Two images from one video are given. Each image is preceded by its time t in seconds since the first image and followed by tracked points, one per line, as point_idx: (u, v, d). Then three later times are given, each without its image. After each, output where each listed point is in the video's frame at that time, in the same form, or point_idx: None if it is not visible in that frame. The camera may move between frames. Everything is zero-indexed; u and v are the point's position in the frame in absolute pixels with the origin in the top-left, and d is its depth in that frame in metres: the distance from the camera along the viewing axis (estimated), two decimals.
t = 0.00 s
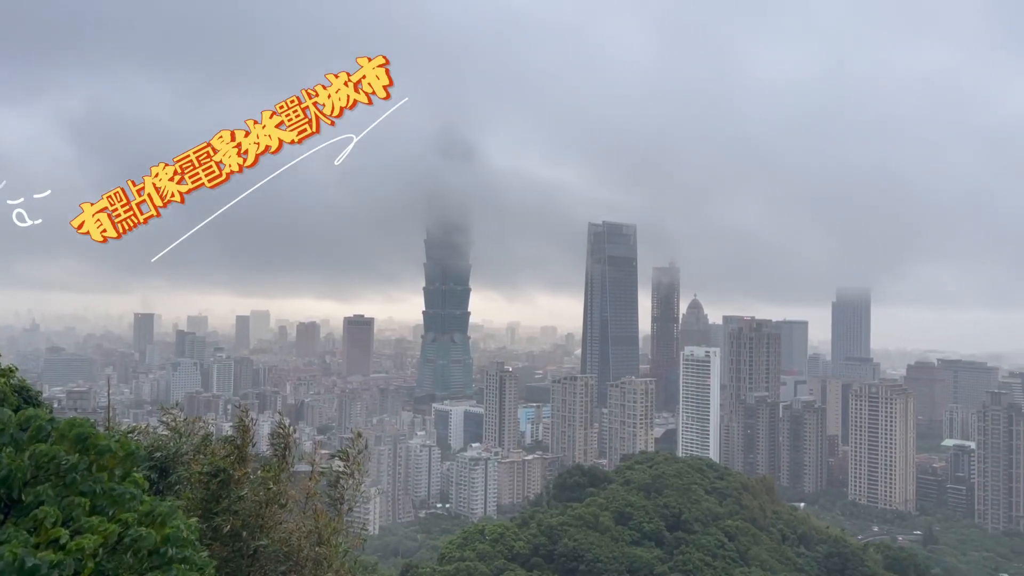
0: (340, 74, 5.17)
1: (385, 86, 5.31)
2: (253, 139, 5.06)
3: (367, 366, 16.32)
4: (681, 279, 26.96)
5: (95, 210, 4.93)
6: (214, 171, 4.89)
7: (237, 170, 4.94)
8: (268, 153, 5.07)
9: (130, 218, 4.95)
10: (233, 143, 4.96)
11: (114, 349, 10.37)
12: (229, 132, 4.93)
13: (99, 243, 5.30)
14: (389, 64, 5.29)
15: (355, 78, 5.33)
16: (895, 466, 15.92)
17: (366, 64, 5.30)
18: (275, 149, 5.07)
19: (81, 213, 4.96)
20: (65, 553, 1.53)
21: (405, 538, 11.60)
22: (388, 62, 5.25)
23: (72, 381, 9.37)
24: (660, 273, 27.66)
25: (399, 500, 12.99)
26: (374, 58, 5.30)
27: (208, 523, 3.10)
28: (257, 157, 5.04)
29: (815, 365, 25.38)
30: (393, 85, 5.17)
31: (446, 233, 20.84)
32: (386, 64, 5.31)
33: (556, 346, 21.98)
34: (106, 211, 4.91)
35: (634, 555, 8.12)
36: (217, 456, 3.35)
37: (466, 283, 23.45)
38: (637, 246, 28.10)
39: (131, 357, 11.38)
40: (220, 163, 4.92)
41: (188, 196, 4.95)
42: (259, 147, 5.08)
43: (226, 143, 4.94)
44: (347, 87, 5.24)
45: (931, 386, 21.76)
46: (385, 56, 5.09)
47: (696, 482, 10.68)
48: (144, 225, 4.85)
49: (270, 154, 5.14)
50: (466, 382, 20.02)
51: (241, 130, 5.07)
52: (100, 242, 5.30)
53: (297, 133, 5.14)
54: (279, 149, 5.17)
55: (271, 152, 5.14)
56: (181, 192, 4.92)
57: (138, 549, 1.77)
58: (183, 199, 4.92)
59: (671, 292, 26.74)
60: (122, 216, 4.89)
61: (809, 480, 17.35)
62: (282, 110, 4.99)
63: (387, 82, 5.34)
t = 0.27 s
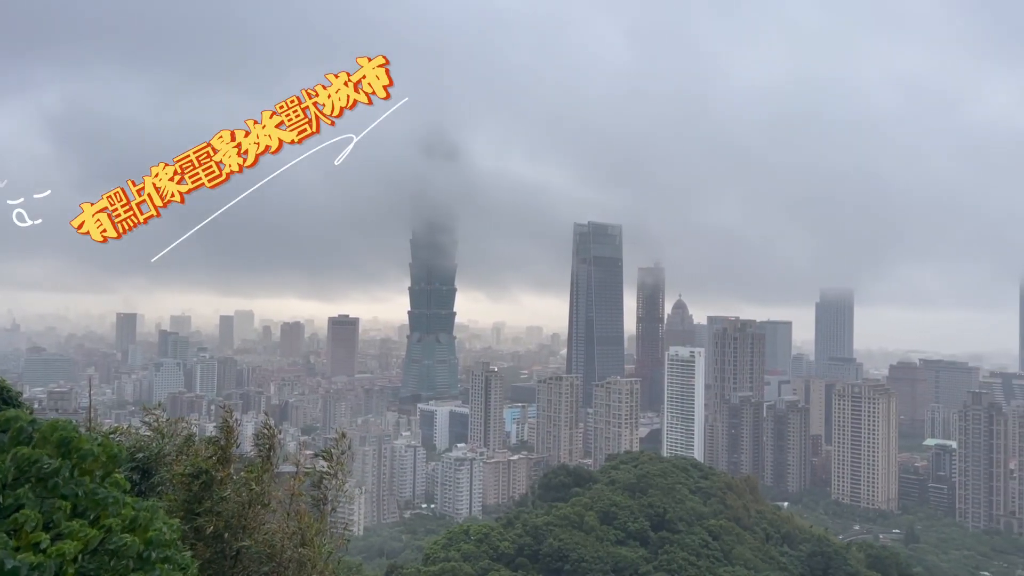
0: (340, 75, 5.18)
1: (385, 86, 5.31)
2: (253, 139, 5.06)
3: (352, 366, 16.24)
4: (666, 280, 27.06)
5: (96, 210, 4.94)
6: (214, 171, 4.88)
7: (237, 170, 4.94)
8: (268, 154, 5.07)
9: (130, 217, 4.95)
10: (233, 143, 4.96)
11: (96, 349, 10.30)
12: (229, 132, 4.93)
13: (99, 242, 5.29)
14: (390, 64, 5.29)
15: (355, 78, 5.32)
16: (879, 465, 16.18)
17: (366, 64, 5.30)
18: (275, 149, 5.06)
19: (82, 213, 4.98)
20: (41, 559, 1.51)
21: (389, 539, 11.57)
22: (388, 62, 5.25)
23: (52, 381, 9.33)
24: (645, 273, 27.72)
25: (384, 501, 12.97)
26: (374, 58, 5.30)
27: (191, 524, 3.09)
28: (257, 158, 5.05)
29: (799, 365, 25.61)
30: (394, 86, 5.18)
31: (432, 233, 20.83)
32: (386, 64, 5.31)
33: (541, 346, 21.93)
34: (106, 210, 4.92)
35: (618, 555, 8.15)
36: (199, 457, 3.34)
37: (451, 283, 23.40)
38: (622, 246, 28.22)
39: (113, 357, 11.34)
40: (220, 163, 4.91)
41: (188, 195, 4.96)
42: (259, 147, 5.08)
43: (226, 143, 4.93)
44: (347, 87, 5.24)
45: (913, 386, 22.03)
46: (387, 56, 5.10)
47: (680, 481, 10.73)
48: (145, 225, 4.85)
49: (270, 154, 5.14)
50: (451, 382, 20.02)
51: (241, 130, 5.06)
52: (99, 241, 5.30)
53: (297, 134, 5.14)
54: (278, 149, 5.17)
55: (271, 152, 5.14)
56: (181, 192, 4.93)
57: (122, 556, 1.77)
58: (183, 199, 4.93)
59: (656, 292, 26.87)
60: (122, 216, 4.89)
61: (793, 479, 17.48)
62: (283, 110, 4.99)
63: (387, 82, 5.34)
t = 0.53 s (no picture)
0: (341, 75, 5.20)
1: (385, 86, 5.34)
2: (254, 139, 5.07)
3: (335, 367, 16.14)
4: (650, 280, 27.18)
5: (96, 210, 4.96)
6: (214, 172, 4.89)
7: (237, 170, 4.96)
8: (268, 154, 5.09)
9: (130, 217, 4.95)
10: (233, 143, 4.97)
11: (77, 349, 10.24)
12: (229, 132, 4.94)
13: (97, 242, 5.29)
14: (390, 64, 5.32)
15: (355, 78, 5.34)
16: (861, 464, 16.35)
17: (366, 64, 5.32)
18: (275, 149, 5.08)
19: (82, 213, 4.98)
20: (20, 562, 1.50)
21: (373, 540, 11.54)
22: (388, 63, 5.28)
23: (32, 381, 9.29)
24: (629, 274, 27.80)
25: (368, 502, 12.93)
26: (374, 58, 5.32)
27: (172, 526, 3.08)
28: (257, 158, 5.07)
29: (781, 365, 25.84)
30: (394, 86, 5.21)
31: (416, 233, 20.82)
32: (386, 64, 5.33)
33: (525, 346, 21.91)
34: (106, 210, 4.92)
35: (602, 554, 8.18)
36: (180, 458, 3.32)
37: (436, 283, 23.32)
38: (606, 246, 28.32)
39: (94, 357, 11.28)
40: (220, 163, 4.92)
41: (188, 196, 4.99)
42: (259, 147, 5.09)
43: (226, 143, 4.94)
44: (347, 87, 5.27)
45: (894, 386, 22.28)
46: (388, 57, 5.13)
47: (664, 481, 10.79)
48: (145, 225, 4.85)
49: (270, 154, 5.15)
50: (436, 382, 20.02)
51: (241, 130, 5.07)
52: (97, 241, 5.29)
53: (296, 133, 5.15)
54: (278, 149, 5.19)
55: (271, 152, 5.15)
56: (180, 192, 4.95)
57: (102, 561, 1.76)
58: (183, 200, 4.96)
59: (640, 292, 27.00)
60: (121, 216, 4.89)
61: (775, 479, 17.61)
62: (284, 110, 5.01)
63: (387, 82, 5.36)
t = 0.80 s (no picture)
0: (340, 76, 5.31)
1: (384, 86, 5.45)
2: (254, 139, 5.21)
3: (318, 367, 16.10)
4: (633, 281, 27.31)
5: (97, 211, 5.06)
6: (214, 171, 5.04)
7: (236, 170, 5.11)
8: (268, 153, 5.25)
9: (130, 217, 5.04)
10: (233, 144, 5.10)
11: (56, 349, 10.17)
12: (229, 132, 5.08)
13: (98, 242, 5.40)
14: (388, 65, 5.43)
15: (355, 79, 5.46)
16: (842, 464, 16.55)
17: (366, 65, 5.41)
18: (275, 149, 5.22)
19: (82, 213, 5.10)
20: None
21: (356, 541, 11.49)
22: (388, 63, 5.40)
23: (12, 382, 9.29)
24: (613, 274, 27.87)
25: (350, 502, 12.87)
26: (374, 59, 5.42)
27: (151, 528, 3.07)
28: (257, 157, 5.23)
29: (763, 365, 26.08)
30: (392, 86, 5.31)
31: (399, 233, 20.80)
32: (385, 64, 5.44)
33: (509, 346, 21.90)
34: (106, 211, 5.02)
35: (585, 554, 8.21)
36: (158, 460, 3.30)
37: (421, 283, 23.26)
38: (590, 247, 28.43)
39: (74, 357, 11.14)
40: (220, 163, 5.07)
41: (187, 195, 5.16)
42: (259, 147, 5.25)
43: (226, 143, 5.08)
44: (347, 87, 5.38)
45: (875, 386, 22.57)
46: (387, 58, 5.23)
47: (646, 481, 10.85)
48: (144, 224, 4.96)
49: (270, 154, 5.32)
50: (419, 383, 19.99)
51: (242, 131, 5.22)
52: (98, 241, 5.40)
53: (296, 133, 5.24)
54: (278, 149, 5.31)
55: (271, 152, 5.32)
56: (180, 192, 5.12)
57: (79, 564, 1.74)
58: (182, 198, 5.13)
59: (623, 292, 27.11)
60: (121, 216, 4.98)
61: (757, 478, 17.71)
62: (283, 111, 5.11)
63: (386, 82, 5.48)
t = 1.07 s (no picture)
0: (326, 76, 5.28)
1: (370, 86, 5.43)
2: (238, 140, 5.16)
3: (300, 367, 16.01)
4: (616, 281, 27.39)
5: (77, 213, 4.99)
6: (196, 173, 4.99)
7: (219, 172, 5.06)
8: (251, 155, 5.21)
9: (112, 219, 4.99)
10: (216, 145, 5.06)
11: (33, 349, 10.04)
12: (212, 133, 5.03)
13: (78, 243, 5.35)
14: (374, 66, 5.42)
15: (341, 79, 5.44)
16: (822, 463, 16.66)
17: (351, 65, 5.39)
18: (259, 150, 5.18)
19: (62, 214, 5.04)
20: None
21: (337, 542, 11.44)
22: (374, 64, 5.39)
23: None
24: (596, 274, 27.98)
25: (332, 503, 12.79)
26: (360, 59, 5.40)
27: (130, 531, 3.04)
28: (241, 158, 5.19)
29: (745, 365, 26.29)
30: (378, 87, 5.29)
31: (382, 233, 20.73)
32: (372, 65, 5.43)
33: (492, 346, 21.86)
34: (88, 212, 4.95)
35: (568, 554, 8.24)
36: (137, 461, 3.26)
37: (403, 283, 23.65)
38: (573, 247, 28.49)
39: (52, 357, 11.02)
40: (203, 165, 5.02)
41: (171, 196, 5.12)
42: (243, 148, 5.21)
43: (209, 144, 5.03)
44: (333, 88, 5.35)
45: (855, 385, 22.83)
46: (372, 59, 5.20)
47: (629, 480, 10.90)
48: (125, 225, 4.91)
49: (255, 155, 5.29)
50: (402, 383, 19.95)
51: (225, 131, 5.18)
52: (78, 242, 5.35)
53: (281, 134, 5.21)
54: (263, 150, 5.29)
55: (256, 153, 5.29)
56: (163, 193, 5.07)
57: (55, 568, 1.72)
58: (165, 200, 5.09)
59: (606, 292, 27.19)
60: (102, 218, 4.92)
61: (739, 478, 17.94)
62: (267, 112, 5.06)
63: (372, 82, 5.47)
